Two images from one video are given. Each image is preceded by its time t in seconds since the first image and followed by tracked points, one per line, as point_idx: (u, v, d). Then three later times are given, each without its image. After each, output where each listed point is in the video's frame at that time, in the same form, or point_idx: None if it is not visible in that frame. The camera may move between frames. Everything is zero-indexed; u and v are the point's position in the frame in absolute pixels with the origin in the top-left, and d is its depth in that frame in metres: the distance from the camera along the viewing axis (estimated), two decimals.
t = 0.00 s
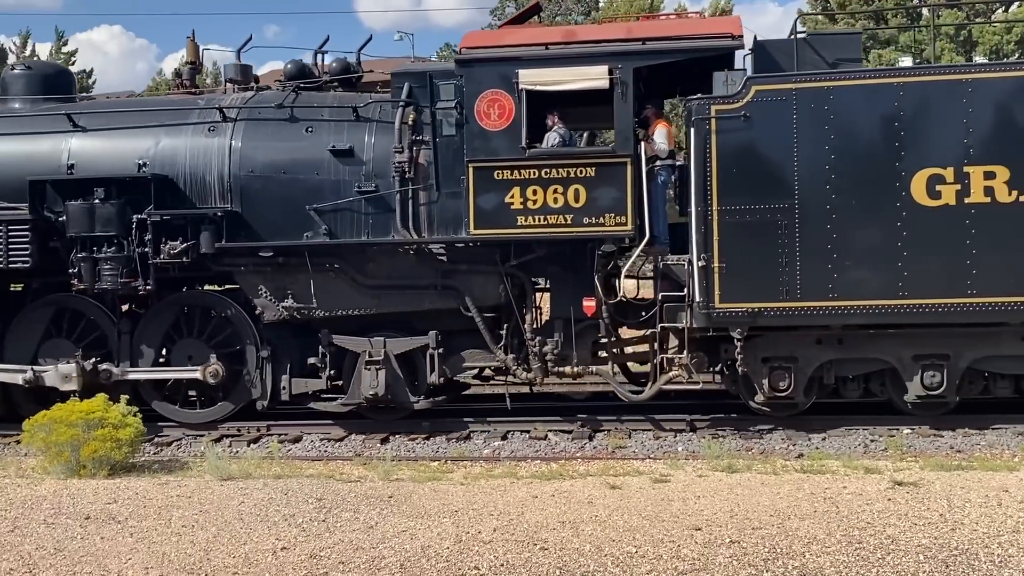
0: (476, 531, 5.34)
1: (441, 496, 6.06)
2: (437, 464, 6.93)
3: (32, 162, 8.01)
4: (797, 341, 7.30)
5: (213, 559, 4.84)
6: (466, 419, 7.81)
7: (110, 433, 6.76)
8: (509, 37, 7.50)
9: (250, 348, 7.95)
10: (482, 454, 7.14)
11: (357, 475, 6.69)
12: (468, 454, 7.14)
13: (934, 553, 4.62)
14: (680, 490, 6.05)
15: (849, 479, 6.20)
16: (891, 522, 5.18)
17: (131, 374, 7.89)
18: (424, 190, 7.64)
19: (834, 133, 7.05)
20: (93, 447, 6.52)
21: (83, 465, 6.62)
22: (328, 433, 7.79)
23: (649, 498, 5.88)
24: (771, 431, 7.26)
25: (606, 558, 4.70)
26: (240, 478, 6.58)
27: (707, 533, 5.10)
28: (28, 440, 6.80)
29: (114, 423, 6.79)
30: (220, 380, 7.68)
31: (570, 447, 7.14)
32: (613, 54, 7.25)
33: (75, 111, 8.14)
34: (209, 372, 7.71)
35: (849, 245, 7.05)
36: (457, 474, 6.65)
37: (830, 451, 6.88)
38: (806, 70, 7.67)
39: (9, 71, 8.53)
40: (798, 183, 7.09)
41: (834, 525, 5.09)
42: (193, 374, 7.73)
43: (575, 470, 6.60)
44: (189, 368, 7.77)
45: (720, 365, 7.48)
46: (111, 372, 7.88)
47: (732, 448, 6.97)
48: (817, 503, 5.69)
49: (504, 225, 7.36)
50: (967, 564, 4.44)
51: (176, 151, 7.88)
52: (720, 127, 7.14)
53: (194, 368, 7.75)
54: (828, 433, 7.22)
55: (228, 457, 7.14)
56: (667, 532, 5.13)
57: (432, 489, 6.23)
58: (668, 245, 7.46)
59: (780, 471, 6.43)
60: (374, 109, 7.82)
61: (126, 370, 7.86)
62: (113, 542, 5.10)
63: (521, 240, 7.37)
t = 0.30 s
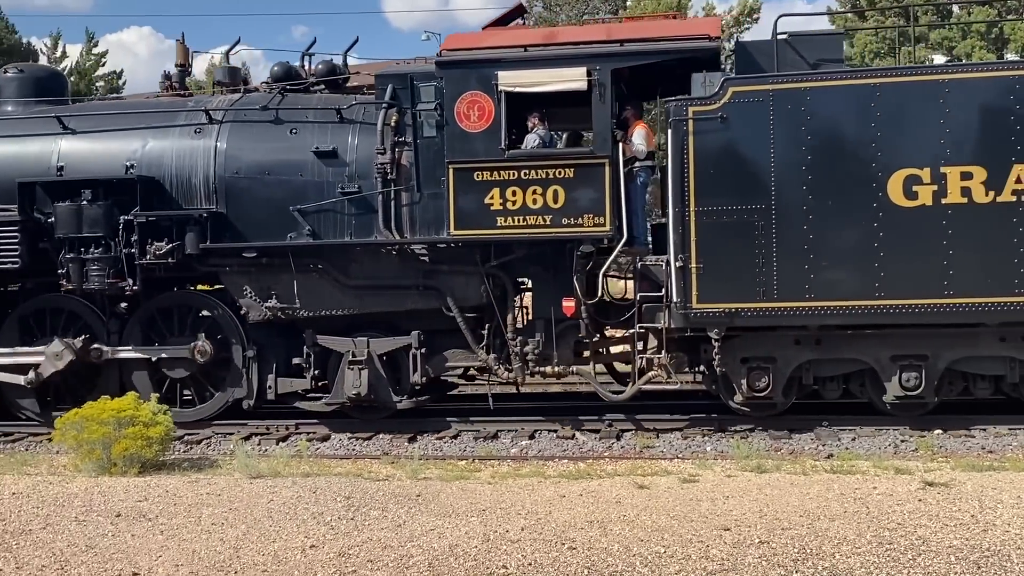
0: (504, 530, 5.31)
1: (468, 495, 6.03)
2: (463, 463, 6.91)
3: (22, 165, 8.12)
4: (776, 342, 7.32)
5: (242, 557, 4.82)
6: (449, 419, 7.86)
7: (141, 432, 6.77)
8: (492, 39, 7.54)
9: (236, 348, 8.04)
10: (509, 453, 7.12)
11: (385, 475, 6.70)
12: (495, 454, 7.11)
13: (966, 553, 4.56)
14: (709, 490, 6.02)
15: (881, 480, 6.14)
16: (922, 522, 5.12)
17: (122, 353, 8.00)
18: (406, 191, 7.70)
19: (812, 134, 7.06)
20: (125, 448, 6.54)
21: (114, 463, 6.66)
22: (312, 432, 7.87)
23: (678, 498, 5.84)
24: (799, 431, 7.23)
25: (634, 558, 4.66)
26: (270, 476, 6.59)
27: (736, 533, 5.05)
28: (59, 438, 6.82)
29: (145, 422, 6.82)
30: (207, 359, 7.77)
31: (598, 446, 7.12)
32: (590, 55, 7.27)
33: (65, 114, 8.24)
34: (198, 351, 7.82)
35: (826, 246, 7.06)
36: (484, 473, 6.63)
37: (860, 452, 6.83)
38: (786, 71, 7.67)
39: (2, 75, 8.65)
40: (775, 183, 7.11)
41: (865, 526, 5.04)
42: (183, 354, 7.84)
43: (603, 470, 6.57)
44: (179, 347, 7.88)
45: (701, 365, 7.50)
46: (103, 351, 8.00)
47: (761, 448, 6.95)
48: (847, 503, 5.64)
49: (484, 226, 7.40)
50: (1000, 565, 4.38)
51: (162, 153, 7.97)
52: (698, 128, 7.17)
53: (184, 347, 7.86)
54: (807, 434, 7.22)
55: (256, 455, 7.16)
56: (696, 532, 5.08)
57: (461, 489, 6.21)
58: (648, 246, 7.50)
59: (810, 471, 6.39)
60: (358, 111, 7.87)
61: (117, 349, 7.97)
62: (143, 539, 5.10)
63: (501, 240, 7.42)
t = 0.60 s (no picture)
0: (532, 529, 5.34)
1: (495, 494, 6.07)
2: (490, 462, 6.92)
3: (13, 167, 8.24)
4: (754, 342, 7.35)
5: (271, 555, 4.88)
6: (432, 418, 7.93)
7: (169, 429, 6.85)
8: (472, 41, 7.59)
9: (222, 347, 8.12)
10: (536, 452, 7.11)
11: (412, 473, 6.70)
12: (522, 453, 7.10)
13: (996, 554, 4.57)
14: (737, 490, 6.01)
15: (910, 481, 6.11)
16: (951, 523, 5.12)
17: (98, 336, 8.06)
18: (388, 193, 7.76)
19: (787, 135, 7.08)
20: (152, 443, 6.63)
21: (144, 462, 6.75)
22: (296, 431, 7.96)
23: (705, 498, 5.84)
24: (828, 431, 7.18)
25: (662, 558, 4.68)
26: (297, 475, 6.62)
27: (763, 534, 5.07)
28: (90, 437, 6.97)
29: (175, 420, 6.90)
30: (181, 340, 7.85)
31: (625, 446, 7.11)
32: (568, 58, 7.31)
33: (55, 116, 8.36)
34: (174, 333, 7.92)
35: (801, 246, 7.08)
36: (511, 472, 6.64)
37: (889, 452, 6.78)
38: (766, 71, 7.69)
39: None
40: (751, 184, 7.13)
41: (893, 526, 5.04)
42: (159, 337, 7.94)
43: (630, 470, 6.58)
44: (156, 331, 7.99)
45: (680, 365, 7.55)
46: (81, 334, 8.09)
47: (789, 448, 6.90)
48: (876, 504, 5.64)
49: (463, 227, 7.45)
50: None
51: (149, 155, 8.07)
52: (674, 130, 7.20)
53: (161, 330, 7.96)
54: (784, 434, 7.25)
55: (284, 454, 7.19)
56: (724, 532, 5.09)
57: (487, 488, 6.24)
58: (627, 247, 7.54)
59: (838, 472, 6.36)
60: (341, 113, 7.94)
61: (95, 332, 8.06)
62: (173, 537, 5.16)
63: (480, 241, 7.46)
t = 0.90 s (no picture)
0: (557, 528, 5.33)
1: (520, 493, 6.06)
2: (515, 461, 6.91)
3: (5, 168, 8.37)
4: (731, 342, 7.38)
5: (297, 553, 4.90)
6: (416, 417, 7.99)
7: (196, 428, 6.95)
8: (451, 43, 7.65)
9: (208, 347, 8.22)
10: (561, 452, 7.10)
11: (437, 472, 6.68)
12: (546, 452, 7.10)
13: None
14: (764, 490, 5.97)
15: (937, 481, 6.05)
16: (981, 524, 5.06)
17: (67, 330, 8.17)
18: (370, 194, 7.82)
19: (763, 137, 7.10)
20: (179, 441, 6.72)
21: (171, 459, 6.85)
22: (280, 430, 8.04)
23: (732, 498, 5.80)
24: (855, 431, 7.13)
25: (688, 558, 4.64)
26: (323, 473, 6.64)
27: (790, 534, 5.02)
28: (119, 434, 7.08)
29: (201, 418, 7.01)
30: (150, 332, 7.96)
31: (650, 446, 7.11)
32: (545, 59, 7.36)
33: (45, 119, 8.49)
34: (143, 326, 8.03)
35: (776, 247, 7.10)
36: (536, 471, 6.62)
37: (917, 452, 6.71)
38: (746, 72, 7.71)
39: None
40: (726, 185, 7.16)
41: (921, 527, 4.99)
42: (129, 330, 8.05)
43: (655, 469, 6.56)
44: (126, 324, 8.10)
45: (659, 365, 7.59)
46: (54, 326, 8.21)
47: (816, 448, 6.85)
48: (904, 504, 5.58)
49: (443, 228, 7.51)
50: None
51: (135, 156, 8.18)
52: (651, 131, 7.24)
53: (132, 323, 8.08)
54: (761, 434, 7.27)
55: (309, 452, 7.20)
56: (750, 532, 5.05)
57: (511, 487, 6.22)
58: (605, 247, 7.58)
59: (865, 472, 6.31)
60: (325, 115, 8.02)
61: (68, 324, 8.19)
62: (200, 535, 5.19)
63: (459, 242, 7.52)
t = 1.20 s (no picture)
0: (581, 527, 5.31)
1: (545, 491, 6.05)
2: (540, 460, 6.91)
3: None
4: (708, 341, 7.42)
5: (322, 551, 4.89)
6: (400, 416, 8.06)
7: (223, 426, 6.97)
8: (431, 44, 7.70)
9: (196, 345, 8.33)
10: (586, 451, 7.11)
11: (462, 471, 6.66)
12: (571, 451, 7.11)
13: None
14: (790, 490, 5.92)
15: (966, 481, 5.98)
16: (1009, 524, 5.01)
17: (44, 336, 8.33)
18: (353, 194, 7.89)
19: (739, 137, 7.13)
20: (207, 438, 6.72)
21: (198, 457, 6.87)
22: (266, 428, 8.14)
23: (758, 498, 5.76)
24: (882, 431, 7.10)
25: (714, 557, 4.60)
26: (348, 471, 6.65)
27: (817, 534, 4.96)
28: (145, 431, 7.09)
29: (227, 416, 7.04)
30: (121, 338, 8.10)
31: (675, 445, 7.12)
32: (523, 61, 7.40)
33: (36, 121, 8.63)
34: (116, 331, 8.17)
35: (752, 247, 7.13)
36: (560, 470, 6.60)
37: (946, 452, 6.67)
38: (725, 73, 7.75)
39: None
40: (702, 185, 7.20)
41: (949, 527, 4.93)
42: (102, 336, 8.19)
43: (680, 468, 6.54)
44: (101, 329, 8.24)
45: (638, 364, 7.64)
46: (32, 331, 8.36)
47: (843, 448, 6.82)
48: (932, 504, 5.51)
49: (423, 227, 7.56)
50: None
51: (123, 158, 8.29)
52: (628, 132, 7.28)
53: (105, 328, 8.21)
54: (737, 433, 7.30)
55: (336, 450, 7.22)
56: (777, 532, 4.99)
57: (536, 486, 6.21)
58: (585, 247, 7.63)
59: (893, 472, 6.25)
60: (309, 116, 8.11)
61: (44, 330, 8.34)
62: (226, 532, 5.18)
63: (439, 241, 7.58)
